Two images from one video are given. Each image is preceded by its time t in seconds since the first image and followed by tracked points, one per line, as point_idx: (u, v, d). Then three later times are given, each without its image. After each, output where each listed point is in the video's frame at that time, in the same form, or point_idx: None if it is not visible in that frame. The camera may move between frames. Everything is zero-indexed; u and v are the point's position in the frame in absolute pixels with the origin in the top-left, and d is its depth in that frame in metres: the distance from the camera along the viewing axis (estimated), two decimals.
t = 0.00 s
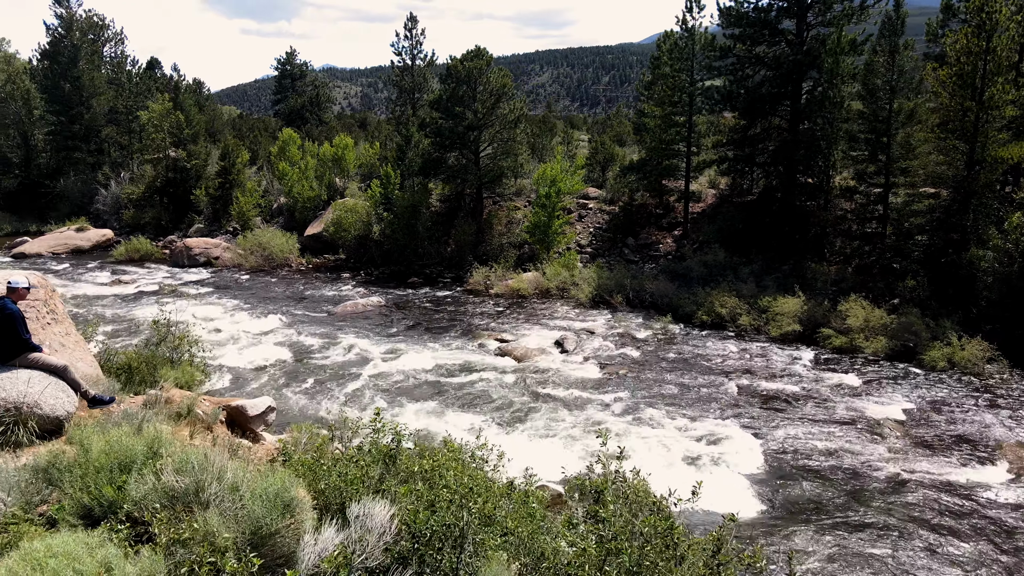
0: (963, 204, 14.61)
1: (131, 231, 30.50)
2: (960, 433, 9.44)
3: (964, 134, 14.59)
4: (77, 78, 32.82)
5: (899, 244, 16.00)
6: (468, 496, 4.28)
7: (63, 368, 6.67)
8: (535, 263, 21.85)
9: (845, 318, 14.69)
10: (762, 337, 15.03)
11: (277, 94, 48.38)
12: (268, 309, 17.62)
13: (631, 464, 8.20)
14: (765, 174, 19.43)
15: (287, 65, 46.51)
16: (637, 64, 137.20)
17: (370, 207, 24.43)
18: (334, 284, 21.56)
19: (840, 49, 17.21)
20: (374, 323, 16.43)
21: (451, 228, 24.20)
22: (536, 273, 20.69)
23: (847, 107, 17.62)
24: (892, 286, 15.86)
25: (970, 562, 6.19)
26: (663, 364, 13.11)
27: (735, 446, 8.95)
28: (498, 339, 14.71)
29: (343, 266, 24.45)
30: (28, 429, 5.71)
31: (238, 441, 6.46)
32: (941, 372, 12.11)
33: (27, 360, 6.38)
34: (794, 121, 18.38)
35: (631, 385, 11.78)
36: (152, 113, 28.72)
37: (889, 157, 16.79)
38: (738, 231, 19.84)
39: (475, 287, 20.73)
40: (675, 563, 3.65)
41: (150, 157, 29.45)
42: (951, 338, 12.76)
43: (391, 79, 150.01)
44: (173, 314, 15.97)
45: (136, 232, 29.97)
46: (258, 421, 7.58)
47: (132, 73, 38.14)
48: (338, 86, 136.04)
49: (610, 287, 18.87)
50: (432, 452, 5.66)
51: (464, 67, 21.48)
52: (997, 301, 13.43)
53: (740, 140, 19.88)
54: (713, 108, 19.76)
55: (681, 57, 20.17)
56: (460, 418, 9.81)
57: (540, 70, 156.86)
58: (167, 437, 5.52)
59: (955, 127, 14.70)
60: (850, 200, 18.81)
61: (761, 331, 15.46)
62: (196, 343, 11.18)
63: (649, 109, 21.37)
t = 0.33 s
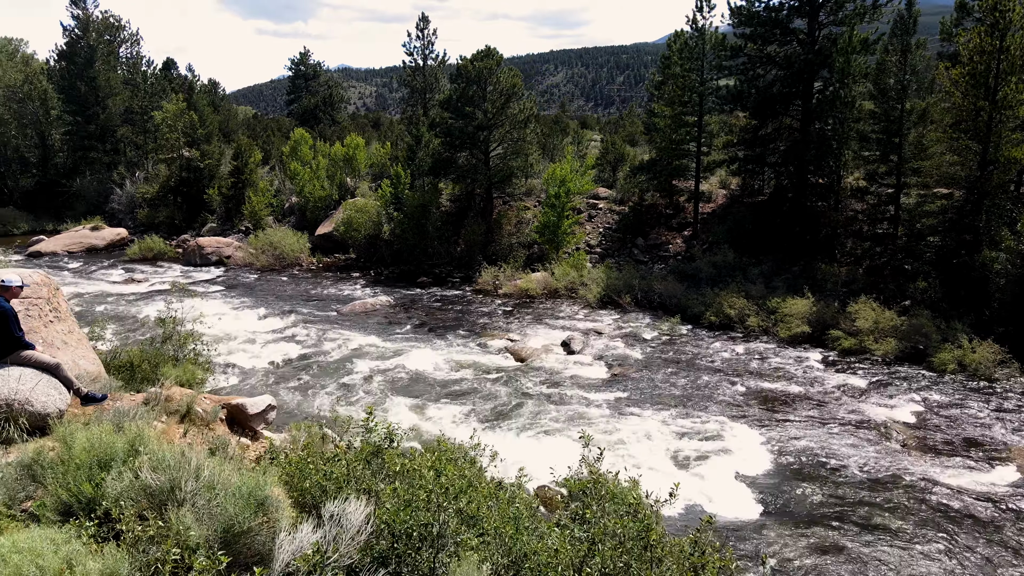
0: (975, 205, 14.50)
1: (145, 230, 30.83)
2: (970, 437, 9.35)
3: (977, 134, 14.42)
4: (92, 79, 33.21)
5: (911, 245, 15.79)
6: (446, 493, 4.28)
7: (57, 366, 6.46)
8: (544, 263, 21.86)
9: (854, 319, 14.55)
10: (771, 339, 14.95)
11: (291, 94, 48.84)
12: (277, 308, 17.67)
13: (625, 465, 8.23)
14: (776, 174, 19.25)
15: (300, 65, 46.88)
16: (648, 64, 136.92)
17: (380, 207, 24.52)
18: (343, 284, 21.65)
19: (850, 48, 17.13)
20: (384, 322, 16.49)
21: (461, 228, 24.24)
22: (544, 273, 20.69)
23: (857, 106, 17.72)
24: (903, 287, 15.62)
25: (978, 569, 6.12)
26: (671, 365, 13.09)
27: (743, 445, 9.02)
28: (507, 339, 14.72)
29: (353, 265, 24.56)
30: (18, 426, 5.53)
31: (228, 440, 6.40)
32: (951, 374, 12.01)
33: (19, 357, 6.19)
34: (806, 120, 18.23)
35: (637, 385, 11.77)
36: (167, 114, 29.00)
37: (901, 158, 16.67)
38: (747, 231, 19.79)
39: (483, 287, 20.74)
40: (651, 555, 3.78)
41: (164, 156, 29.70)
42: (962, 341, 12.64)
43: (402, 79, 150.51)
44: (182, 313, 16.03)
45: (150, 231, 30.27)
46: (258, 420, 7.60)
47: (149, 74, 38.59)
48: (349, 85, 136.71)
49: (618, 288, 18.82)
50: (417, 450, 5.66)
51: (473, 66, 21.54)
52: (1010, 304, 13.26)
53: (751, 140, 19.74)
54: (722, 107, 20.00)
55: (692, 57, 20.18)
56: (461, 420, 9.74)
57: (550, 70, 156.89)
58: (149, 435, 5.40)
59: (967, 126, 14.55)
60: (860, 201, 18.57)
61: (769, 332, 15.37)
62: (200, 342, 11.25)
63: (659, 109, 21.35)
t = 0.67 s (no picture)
0: (995, 208, 14.18)
1: (165, 229, 31.33)
2: (987, 442, 9.19)
3: (997, 134, 14.21)
4: (115, 80, 33.76)
5: (929, 247, 15.61)
6: (429, 493, 4.29)
7: (58, 362, 6.45)
8: (558, 263, 21.79)
9: (869, 322, 14.38)
10: (785, 341, 14.80)
11: (310, 94, 49.42)
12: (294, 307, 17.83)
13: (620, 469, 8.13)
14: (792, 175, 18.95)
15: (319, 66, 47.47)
16: (663, 64, 136.31)
17: (396, 207, 24.68)
18: (357, 283, 21.74)
19: (869, 48, 16.63)
20: (399, 322, 16.58)
21: (476, 228, 24.24)
22: (558, 273, 20.66)
23: (876, 106, 17.22)
24: (921, 289, 15.39)
25: None
26: (683, 366, 13.02)
27: (748, 448, 8.94)
28: (521, 339, 14.73)
29: (368, 265, 24.71)
30: (17, 421, 5.52)
31: (227, 438, 6.41)
32: (968, 378, 11.80)
33: (20, 355, 6.20)
34: (823, 121, 18.14)
35: (649, 386, 11.74)
36: (187, 114, 29.42)
37: (919, 159, 16.47)
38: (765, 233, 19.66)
39: (497, 287, 20.76)
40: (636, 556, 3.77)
41: (185, 156, 30.15)
42: (980, 344, 12.41)
43: (418, 78, 151.23)
44: (198, 313, 16.22)
45: (169, 230, 30.74)
46: (263, 416, 7.67)
47: (171, 75, 39.21)
48: (370, 85, 137.93)
49: (632, 288, 18.73)
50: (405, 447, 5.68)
51: (489, 66, 21.57)
52: None
53: (768, 140, 19.58)
54: (739, 108, 19.70)
55: (707, 57, 20.02)
56: (466, 421, 9.73)
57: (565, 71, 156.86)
58: (140, 432, 5.40)
59: (987, 126, 14.34)
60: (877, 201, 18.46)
61: (783, 334, 15.23)
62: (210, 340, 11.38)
63: (674, 109, 21.20)
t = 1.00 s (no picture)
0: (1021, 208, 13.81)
1: (188, 227, 31.93)
2: (1006, 449, 8.98)
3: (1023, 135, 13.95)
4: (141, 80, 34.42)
5: (952, 249, 15.34)
6: (411, 492, 4.35)
7: (62, 358, 6.50)
8: (575, 264, 21.72)
9: (888, 325, 14.16)
10: (801, 344, 14.63)
11: (332, 94, 50.06)
12: (313, 306, 17.99)
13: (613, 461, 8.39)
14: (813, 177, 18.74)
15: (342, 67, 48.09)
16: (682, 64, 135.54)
17: (414, 207, 24.84)
18: (375, 283, 21.82)
19: (891, 46, 16.53)
20: (416, 321, 16.66)
21: (493, 228, 24.25)
22: (575, 273, 20.62)
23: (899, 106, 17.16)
24: (943, 292, 15.07)
25: None
26: (699, 368, 12.91)
27: (756, 451, 8.84)
28: (538, 339, 14.72)
29: (386, 264, 24.85)
30: (17, 416, 5.57)
31: (228, 436, 6.43)
32: (989, 383, 11.54)
33: (25, 351, 6.28)
34: (846, 121, 17.79)
35: (665, 388, 11.67)
36: (210, 115, 29.91)
37: (942, 159, 16.00)
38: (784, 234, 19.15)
39: (513, 287, 20.78)
40: (622, 559, 3.78)
41: (208, 156, 30.64)
42: (1002, 349, 12.11)
43: (436, 78, 152.04)
44: (218, 312, 16.42)
45: (192, 229, 31.31)
46: (272, 414, 7.73)
47: (195, 76, 39.92)
48: (391, 86, 139.22)
49: (648, 289, 18.60)
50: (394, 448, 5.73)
51: (507, 67, 21.59)
52: None
53: (788, 140, 19.29)
54: (758, 109, 19.86)
55: (726, 57, 20.00)
56: (478, 422, 9.68)
57: (583, 70, 156.70)
58: (134, 428, 5.39)
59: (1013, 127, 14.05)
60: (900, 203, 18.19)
61: (800, 337, 15.04)
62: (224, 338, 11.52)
63: (694, 109, 21.28)
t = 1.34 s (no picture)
0: None
1: (210, 226, 32.44)
2: None
3: None
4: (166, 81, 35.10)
5: (974, 251, 15.01)
6: (389, 493, 4.42)
7: (63, 356, 6.54)
8: (592, 264, 21.64)
9: (907, 328, 13.92)
10: (818, 346, 14.45)
11: (354, 95, 50.50)
12: (331, 305, 18.14)
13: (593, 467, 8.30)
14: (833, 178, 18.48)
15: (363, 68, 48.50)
16: (701, 63, 134.58)
17: (431, 207, 24.94)
18: (393, 283, 21.93)
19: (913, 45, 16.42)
20: (433, 321, 16.74)
21: (511, 228, 24.27)
22: (591, 274, 20.57)
23: (921, 106, 16.88)
24: (965, 295, 14.75)
25: None
26: (714, 370, 12.82)
27: (765, 456, 8.72)
28: (555, 340, 14.71)
29: (404, 264, 24.96)
30: (15, 412, 5.59)
31: (226, 435, 6.44)
32: (1010, 389, 11.28)
33: (26, 348, 6.33)
34: (868, 122, 17.54)
35: (681, 390, 11.60)
36: (233, 115, 30.41)
37: (965, 160, 15.58)
38: (803, 236, 19.32)
39: (529, 287, 20.77)
40: (599, 561, 3.77)
41: (231, 156, 31.14)
42: None
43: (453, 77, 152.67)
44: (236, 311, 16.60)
45: (214, 227, 31.84)
46: (278, 412, 7.80)
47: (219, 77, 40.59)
48: (412, 86, 140.20)
49: (664, 290, 18.51)
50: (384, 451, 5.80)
51: (525, 67, 21.61)
52: None
53: (808, 141, 19.09)
54: (778, 109, 19.42)
55: (745, 57, 19.56)
56: (492, 424, 9.66)
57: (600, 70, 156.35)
58: (128, 427, 5.41)
59: None
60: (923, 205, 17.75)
61: (817, 340, 14.85)
62: (236, 336, 11.66)
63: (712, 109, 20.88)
